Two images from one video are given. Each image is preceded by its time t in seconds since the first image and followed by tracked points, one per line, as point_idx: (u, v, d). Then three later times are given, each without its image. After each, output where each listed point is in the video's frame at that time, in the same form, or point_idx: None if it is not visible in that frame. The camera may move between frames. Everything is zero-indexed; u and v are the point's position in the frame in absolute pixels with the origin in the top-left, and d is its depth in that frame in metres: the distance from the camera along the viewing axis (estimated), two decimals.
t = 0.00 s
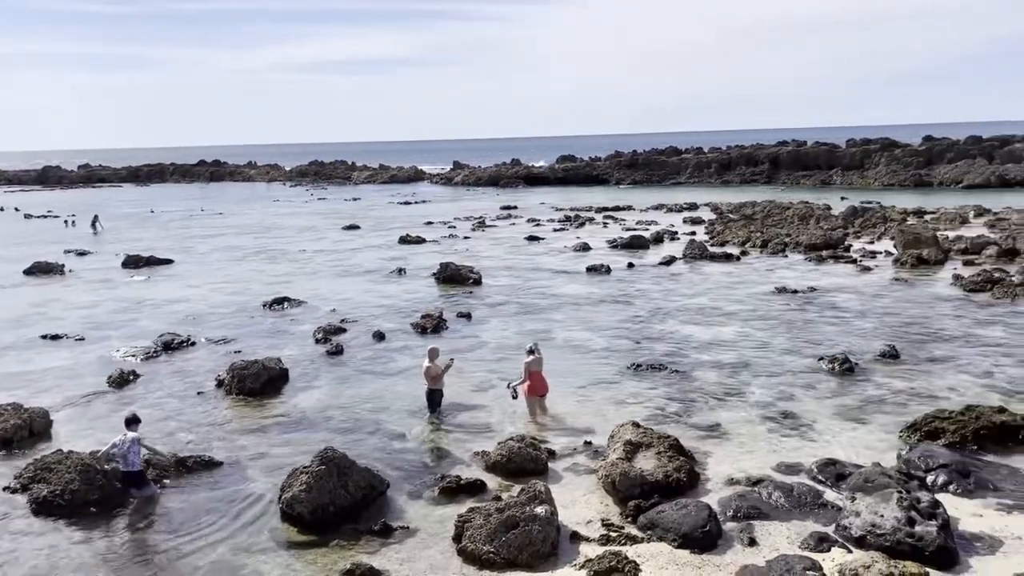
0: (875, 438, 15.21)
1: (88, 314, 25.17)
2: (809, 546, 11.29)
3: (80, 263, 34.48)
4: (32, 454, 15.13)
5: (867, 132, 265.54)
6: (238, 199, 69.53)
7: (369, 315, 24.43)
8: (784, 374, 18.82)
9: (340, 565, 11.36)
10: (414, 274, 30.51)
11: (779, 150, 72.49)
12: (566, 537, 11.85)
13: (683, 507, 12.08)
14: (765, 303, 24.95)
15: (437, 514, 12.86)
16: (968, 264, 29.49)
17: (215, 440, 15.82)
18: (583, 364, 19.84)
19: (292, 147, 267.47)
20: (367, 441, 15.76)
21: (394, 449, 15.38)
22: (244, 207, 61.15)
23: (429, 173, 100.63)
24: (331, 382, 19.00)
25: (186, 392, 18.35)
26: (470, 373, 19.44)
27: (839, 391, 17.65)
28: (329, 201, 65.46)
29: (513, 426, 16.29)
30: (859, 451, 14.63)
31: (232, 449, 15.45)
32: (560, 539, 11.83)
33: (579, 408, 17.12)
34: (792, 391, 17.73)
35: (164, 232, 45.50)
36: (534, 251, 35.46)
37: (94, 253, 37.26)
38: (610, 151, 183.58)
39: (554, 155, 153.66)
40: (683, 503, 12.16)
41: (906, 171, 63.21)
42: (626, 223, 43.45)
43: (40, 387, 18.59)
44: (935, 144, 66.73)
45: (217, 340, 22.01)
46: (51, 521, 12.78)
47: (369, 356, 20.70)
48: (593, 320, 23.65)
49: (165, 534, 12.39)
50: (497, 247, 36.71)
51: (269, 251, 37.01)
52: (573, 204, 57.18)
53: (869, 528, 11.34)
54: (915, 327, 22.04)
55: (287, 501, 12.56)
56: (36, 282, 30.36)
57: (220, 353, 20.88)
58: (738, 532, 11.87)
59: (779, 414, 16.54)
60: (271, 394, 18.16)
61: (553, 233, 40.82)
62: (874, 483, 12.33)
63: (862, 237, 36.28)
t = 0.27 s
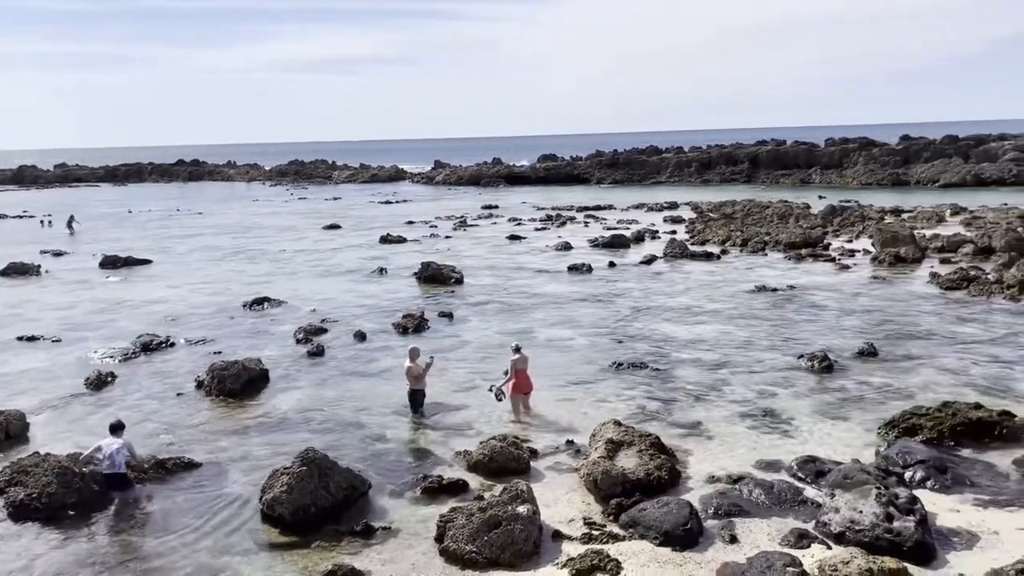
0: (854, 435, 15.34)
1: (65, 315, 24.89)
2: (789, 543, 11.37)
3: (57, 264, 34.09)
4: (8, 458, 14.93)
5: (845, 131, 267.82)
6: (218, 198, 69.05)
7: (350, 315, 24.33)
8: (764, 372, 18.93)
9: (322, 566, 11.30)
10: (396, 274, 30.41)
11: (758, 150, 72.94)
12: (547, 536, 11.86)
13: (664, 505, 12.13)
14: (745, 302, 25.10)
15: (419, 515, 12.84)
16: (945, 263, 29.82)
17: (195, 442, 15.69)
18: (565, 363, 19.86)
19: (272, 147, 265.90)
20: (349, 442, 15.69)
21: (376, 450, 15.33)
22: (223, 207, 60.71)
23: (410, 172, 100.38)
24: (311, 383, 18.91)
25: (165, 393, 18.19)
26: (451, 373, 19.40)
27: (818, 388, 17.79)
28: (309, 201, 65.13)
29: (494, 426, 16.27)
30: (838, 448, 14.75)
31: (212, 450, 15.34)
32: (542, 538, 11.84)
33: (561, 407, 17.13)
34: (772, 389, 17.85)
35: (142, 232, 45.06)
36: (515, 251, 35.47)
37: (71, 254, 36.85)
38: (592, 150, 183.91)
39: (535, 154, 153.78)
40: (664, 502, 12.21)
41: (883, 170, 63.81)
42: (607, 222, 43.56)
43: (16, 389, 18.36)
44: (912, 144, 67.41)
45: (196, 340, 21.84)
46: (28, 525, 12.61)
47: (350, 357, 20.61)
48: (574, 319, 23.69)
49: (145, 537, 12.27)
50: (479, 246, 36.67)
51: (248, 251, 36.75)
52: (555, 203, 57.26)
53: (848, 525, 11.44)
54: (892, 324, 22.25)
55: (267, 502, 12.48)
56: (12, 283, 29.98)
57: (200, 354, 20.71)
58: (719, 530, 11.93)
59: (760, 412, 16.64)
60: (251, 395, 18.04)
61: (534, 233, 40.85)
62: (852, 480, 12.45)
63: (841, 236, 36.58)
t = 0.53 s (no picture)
0: (831, 430, 15.49)
1: (40, 315, 24.60)
2: (768, 537, 11.47)
3: (31, 263, 33.68)
4: None
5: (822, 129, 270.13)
6: (195, 197, 68.53)
7: (329, 314, 24.23)
8: (743, 369, 19.08)
9: (302, 566, 11.26)
10: (375, 272, 30.32)
11: (736, 147, 73.40)
12: (528, 533, 11.89)
13: (645, 501, 12.19)
14: (724, 299, 25.26)
15: (400, 513, 12.81)
16: (920, 259, 30.17)
17: (173, 442, 15.57)
18: (545, 361, 19.89)
19: (251, 145, 263.94)
20: (328, 441, 15.64)
21: (356, 449, 15.28)
22: (200, 205, 60.25)
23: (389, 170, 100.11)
24: (291, 382, 18.81)
25: (142, 393, 18.03)
26: (432, 371, 19.38)
27: (795, 384, 17.96)
28: (288, 199, 64.80)
29: (475, 424, 16.28)
30: (815, 443, 14.90)
31: (190, 451, 15.22)
32: (523, 535, 11.86)
33: (541, 404, 17.16)
34: (751, 385, 17.99)
35: (118, 231, 44.60)
36: (495, 248, 35.48)
37: (46, 253, 36.41)
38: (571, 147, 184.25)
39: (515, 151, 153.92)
40: (645, 498, 12.28)
41: (859, 167, 64.49)
42: (586, 220, 43.66)
43: None
44: (888, 141, 68.16)
45: (174, 340, 21.66)
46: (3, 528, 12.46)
47: (330, 355, 20.53)
48: (555, 317, 23.73)
49: (122, 539, 12.16)
50: (459, 244, 36.64)
51: (226, 250, 36.49)
52: (534, 201, 57.35)
53: (826, 519, 11.56)
54: (869, 320, 22.49)
55: (247, 502, 12.41)
56: None
57: (177, 354, 20.55)
58: (698, 525, 12.01)
59: (738, 408, 16.76)
60: (230, 395, 17.92)
61: (514, 230, 40.90)
62: (830, 474, 12.57)
63: (818, 232, 36.91)
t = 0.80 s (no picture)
0: (807, 423, 15.64)
1: (12, 315, 24.27)
2: (746, 530, 11.56)
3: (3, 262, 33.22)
4: None
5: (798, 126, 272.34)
6: (170, 194, 67.87)
7: (307, 312, 24.11)
8: (720, 363, 19.21)
9: (281, 564, 11.20)
10: (353, 270, 30.20)
11: (713, 143, 73.84)
12: (508, 529, 11.90)
13: (623, 495, 12.25)
14: (701, 294, 25.41)
15: (378, 511, 12.78)
16: (893, 254, 30.53)
17: (149, 442, 15.44)
18: (524, 357, 19.91)
19: (228, 142, 261.69)
20: (306, 439, 15.56)
21: (334, 447, 15.22)
22: (175, 203, 59.68)
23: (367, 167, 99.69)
24: (268, 380, 18.70)
25: (117, 393, 17.85)
26: (410, 369, 19.34)
27: (772, 378, 18.11)
28: (264, 196, 64.34)
29: (453, 421, 16.27)
30: (792, 437, 15.03)
31: (167, 450, 15.10)
32: (503, 531, 11.88)
33: (519, 401, 17.19)
34: (728, 380, 18.12)
35: (91, 230, 44.06)
36: (474, 245, 35.45)
37: (17, 251, 35.92)
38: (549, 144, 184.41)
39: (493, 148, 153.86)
40: (623, 492, 12.33)
41: (834, 163, 65.09)
42: (564, 216, 43.72)
43: None
44: (862, 137, 68.84)
45: (149, 339, 21.46)
46: None
47: (307, 353, 20.44)
48: (533, 313, 23.76)
49: (97, 540, 12.04)
50: (437, 241, 36.57)
51: (202, 248, 36.18)
52: (512, 198, 57.34)
53: (802, 511, 11.67)
54: (844, 314, 22.73)
55: (225, 502, 12.33)
56: None
57: (153, 353, 20.36)
58: (677, 519, 12.09)
59: (715, 402, 16.88)
60: (206, 394, 17.79)
61: (493, 227, 40.88)
62: (806, 467, 12.70)
63: (794, 228, 37.22)
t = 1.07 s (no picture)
0: (781, 416, 15.80)
1: None
2: (721, 522, 11.67)
3: None
4: None
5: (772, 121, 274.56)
6: (141, 191, 67.05)
7: (281, 309, 23.95)
8: (695, 357, 19.33)
9: (256, 563, 11.13)
10: (328, 266, 30.03)
11: (687, 138, 74.24)
12: (485, 524, 11.92)
13: (600, 489, 12.30)
14: (676, 288, 25.55)
15: (355, 508, 12.74)
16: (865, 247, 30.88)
17: (121, 442, 15.26)
18: (500, 353, 19.92)
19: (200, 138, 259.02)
20: (282, 437, 15.46)
21: (309, 445, 15.14)
22: (146, 200, 58.97)
23: (341, 163, 99.13)
24: (242, 378, 18.56)
25: (88, 393, 17.62)
26: (386, 365, 19.28)
27: (746, 371, 18.26)
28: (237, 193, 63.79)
29: (429, 417, 16.25)
30: (765, 429, 15.18)
31: (139, 450, 14.93)
32: (480, 527, 11.88)
33: (495, 396, 17.20)
34: (703, 373, 18.24)
35: (60, 227, 43.43)
36: (449, 241, 35.39)
37: None
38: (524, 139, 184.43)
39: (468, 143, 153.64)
40: (600, 486, 12.38)
41: (807, 157, 65.69)
42: (540, 212, 43.74)
43: None
44: (834, 132, 69.53)
45: (121, 338, 21.21)
46: None
47: (282, 351, 20.31)
48: (509, 309, 23.77)
49: (69, 541, 11.88)
50: (412, 237, 36.45)
51: (174, 245, 35.79)
52: (488, 193, 57.29)
53: (776, 503, 11.79)
54: (817, 307, 22.96)
55: (199, 501, 12.23)
56: None
57: (125, 352, 20.13)
58: (653, 512, 12.16)
59: (690, 396, 16.99)
60: (180, 392, 17.61)
61: (468, 222, 40.83)
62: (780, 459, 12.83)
63: (767, 222, 37.53)
